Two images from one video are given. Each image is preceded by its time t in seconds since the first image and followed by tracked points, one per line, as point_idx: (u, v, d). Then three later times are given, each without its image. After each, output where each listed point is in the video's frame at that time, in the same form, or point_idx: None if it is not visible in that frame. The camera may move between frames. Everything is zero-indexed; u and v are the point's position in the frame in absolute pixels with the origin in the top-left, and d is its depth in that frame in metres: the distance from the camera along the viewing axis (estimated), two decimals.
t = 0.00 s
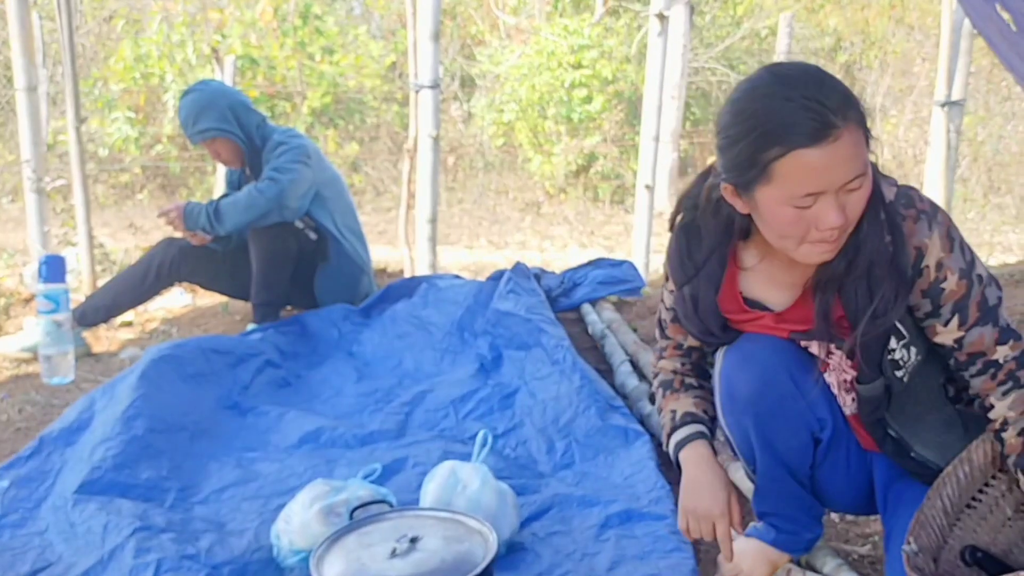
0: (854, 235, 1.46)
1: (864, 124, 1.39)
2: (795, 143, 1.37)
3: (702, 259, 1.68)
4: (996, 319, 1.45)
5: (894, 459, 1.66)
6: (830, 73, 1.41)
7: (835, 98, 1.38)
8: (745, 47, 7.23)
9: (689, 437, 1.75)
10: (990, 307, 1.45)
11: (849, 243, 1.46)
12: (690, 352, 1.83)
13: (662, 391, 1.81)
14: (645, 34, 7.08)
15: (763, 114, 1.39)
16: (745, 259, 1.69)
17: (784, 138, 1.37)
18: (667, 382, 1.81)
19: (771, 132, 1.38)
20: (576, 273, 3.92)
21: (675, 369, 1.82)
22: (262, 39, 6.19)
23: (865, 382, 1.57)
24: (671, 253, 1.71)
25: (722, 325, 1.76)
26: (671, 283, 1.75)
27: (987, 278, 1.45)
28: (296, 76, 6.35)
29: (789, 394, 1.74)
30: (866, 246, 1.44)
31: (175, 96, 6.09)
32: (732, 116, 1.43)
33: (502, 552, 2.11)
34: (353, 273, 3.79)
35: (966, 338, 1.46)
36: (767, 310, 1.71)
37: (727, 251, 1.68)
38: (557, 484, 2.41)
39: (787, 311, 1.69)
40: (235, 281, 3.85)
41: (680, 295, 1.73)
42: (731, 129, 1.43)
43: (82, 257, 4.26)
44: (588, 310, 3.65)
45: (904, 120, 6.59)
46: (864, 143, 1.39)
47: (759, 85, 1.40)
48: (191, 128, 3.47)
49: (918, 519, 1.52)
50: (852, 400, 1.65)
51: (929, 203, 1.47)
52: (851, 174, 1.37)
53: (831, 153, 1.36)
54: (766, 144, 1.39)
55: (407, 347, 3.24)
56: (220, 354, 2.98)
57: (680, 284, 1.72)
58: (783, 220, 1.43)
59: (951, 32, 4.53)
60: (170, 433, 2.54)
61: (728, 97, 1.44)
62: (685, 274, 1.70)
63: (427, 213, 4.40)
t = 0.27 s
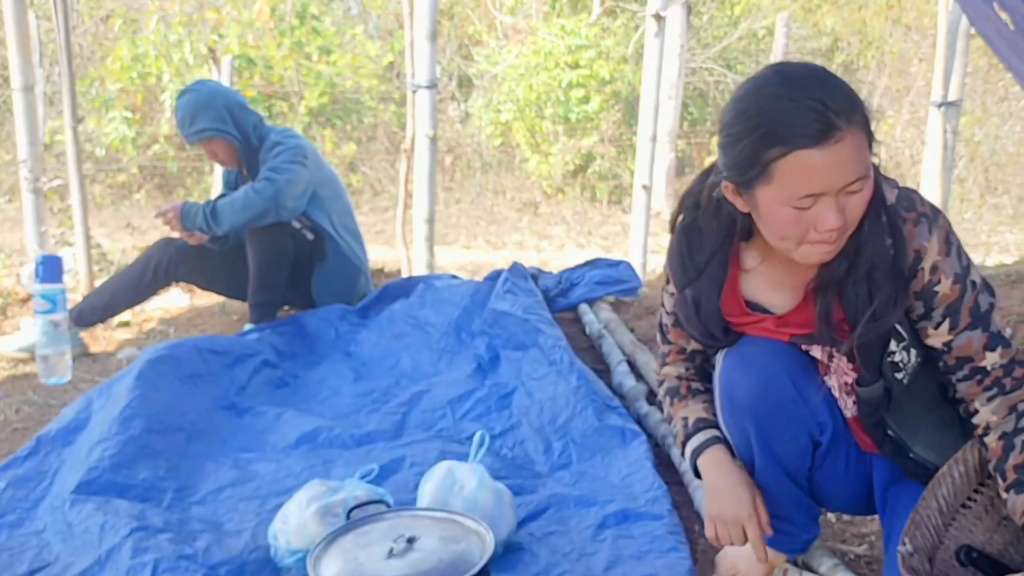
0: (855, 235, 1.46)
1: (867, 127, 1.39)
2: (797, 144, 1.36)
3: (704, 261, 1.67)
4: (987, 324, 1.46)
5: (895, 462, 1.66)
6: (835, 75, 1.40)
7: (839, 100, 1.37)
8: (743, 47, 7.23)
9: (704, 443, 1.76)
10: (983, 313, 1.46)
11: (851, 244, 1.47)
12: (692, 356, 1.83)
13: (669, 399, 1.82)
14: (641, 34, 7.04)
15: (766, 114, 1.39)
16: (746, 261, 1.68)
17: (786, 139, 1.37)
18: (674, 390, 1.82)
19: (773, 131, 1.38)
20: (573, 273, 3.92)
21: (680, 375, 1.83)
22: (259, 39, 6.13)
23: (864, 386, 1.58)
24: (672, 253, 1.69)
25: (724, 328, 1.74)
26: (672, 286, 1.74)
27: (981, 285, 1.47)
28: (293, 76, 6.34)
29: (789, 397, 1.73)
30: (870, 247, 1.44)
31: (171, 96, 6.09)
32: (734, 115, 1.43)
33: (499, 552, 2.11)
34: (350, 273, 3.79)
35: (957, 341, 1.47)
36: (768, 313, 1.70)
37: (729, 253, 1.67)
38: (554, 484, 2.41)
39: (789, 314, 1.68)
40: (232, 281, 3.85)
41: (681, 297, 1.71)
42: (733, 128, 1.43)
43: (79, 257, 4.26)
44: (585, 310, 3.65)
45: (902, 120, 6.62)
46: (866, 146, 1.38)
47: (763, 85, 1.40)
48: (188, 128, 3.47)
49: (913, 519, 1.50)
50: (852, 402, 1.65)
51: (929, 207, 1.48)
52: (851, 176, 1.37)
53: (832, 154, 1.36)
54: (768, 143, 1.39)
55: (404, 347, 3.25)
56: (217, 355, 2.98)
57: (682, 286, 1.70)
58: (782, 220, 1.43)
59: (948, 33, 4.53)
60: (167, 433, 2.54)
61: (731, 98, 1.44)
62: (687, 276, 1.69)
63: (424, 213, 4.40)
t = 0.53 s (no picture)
0: (818, 229, 1.52)
1: (819, 136, 1.44)
2: (737, 142, 1.43)
3: (692, 263, 1.67)
4: (1000, 290, 1.50)
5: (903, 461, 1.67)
6: (800, 82, 1.46)
7: (788, 106, 1.43)
8: (742, 48, 7.24)
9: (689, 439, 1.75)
10: (989, 280, 1.49)
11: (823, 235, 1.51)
12: (687, 364, 1.82)
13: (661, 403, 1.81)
14: (641, 34, 7.03)
15: (719, 111, 1.46)
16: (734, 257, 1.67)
17: (729, 136, 1.44)
18: (666, 394, 1.81)
19: (718, 128, 1.45)
20: (573, 274, 3.92)
21: (673, 381, 1.81)
22: (259, 39, 6.16)
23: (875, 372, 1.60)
24: (662, 258, 1.69)
25: (721, 329, 1.74)
26: (666, 290, 1.74)
27: (979, 252, 1.50)
28: (293, 76, 6.34)
29: (788, 400, 1.73)
30: (855, 233, 1.49)
31: (171, 96, 6.08)
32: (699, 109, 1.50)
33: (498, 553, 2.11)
34: (350, 274, 3.79)
35: (977, 314, 1.50)
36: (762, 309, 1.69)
37: (717, 250, 1.66)
38: (554, 485, 2.41)
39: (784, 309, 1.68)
40: (232, 281, 3.85)
41: (676, 301, 1.72)
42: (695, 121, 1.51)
43: (78, 258, 4.25)
44: (585, 311, 3.65)
45: (901, 121, 6.65)
46: (811, 153, 1.43)
47: (726, 84, 1.47)
48: (187, 129, 3.47)
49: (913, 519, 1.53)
50: (858, 400, 1.66)
51: (912, 187, 1.52)
52: (785, 180, 1.43)
53: (767, 156, 1.42)
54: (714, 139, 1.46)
55: (404, 347, 3.24)
56: (217, 355, 2.98)
57: (675, 289, 1.71)
58: (723, 213, 1.50)
59: (948, 34, 4.53)
60: (167, 433, 2.54)
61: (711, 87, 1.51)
62: (678, 280, 1.69)
63: (424, 213, 4.40)
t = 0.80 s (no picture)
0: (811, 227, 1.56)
1: (815, 125, 1.47)
2: (741, 137, 1.45)
3: (689, 265, 1.70)
4: (962, 314, 1.58)
5: (899, 459, 1.69)
6: (789, 76, 1.49)
7: (784, 98, 1.46)
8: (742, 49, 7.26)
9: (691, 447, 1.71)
10: (956, 301, 1.57)
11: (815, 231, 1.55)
12: (682, 378, 1.84)
13: (658, 420, 1.80)
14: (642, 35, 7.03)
15: (716, 108, 1.48)
16: (728, 260, 1.72)
17: (730, 132, 1.46)
18: (662, 412, 1.81)
19: (717, 124, 1.47)
20: (573, 275, 3.92)
21: (669, 398, 1.83)
22: (260, 40, 6.17)
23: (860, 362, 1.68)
24: (658, 262, 1.74)
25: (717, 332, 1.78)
26: (662, 295, 1.78)
27: (955, 271, 1.58)
28: (294, 77, 6.34)
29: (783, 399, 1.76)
30: (849, 233, 1.54)
31: (172, 97, 6.09)
32: (691, 110, 1.52)
33: (498, 554, 2.11)
34: (351, 275, 3.79)
35: (933, 330, 1.59)
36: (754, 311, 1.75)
37: (712, 253, 1.70)
38: (554, 486, 2.41)
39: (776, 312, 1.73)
40: (232, 282, 3.84)
41: (671, 305, 1.76)
42: (689, 122, 1.53)
43: (79, 259, 4.25)
44: (585, 312, 3.65)
45: (902, 122, 6.65)
46: (812, 142, 1.46)
47: (718, 83, 1.50)
48: (188, 129, 3.47)
49: (915, 519, 1.55)
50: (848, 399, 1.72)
51: (902, 197, 1.59)
52: (794, 170, 1.45)
53: (774, 147, 1.44)
54: (715, 136, 1.48)
55: (404, 348, 3.25)
56: (217, 356, 2.98)
57: (670, 293, 1.75)
58: (728, 209, 1.51)
59: (948, 35, 4.53)
60: (167, 434, 2.54)
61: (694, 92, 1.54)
62: (673, 284, 1.74)
63: (425, 214, 4.40)
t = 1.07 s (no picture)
0: (824, 227, 1.46)
1: (827, 119, 1.38)
2: (757, 136, 1.36)
3: (686, 267, 1.64)
4: (977, 312, 1.45)
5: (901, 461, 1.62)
6: (789, 69, 1.40)
7: (796, 92, 1.37)
8: (743, 48, 7.25)
9: (618, 443, 1.71)
10: (970, 300, 1.44)
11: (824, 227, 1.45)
12: (663, 368, 1.78)
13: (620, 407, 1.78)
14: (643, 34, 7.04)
15: (725, 109, 1.38)
16: (729, 265, 1.65)
17: (745, 132, 1.37)
18: (626, 400, 1.78)
19: (733, 125, 1.37)
20: (573, 274, 3.92)
21: (643, 386, 1.78)
22: (260, 40, 6.16)
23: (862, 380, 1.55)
24: (656, 261, 1.67)
25: (714, 333, 1.71)
26: (659, 292, 1.71)
27: (966, 270, 1.45)
28: (294, 77, 6.34)
29: (785, 401, 1.71)
30: (858, 238, 1.43)
31: (173, 97, 6.08)
32: (697, 114, 1.42)
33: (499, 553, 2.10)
34: (351, 274, 3.78)
35: (949, 331, 1.46)
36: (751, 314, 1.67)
37: (711, 256, 1.64)
38: (555, 485, 2.40)
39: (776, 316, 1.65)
40: (233, 281, 3.85)
41: (668, 305, 1.69)
42: (695, 127, 1.43)
43: (79, 258, 4.25)
44: (585, 311, 3.65)
45: (903, 122, 6.64)
46: (826, 136, 1.38)
47: (723, 82, 1.40)
48: (188, 128, 3.47)
49: (917, 519, 1.54)
50: (849, 400, 1.66)
51: (905, 197, 1.47)
52: (816, 166, 1.36)
53: (793, 146, 1.35)
54: (729, 138, 1.38)
55: (404, 348, 3.24)
56: (218, 355, 2.98)
57: (667, 293, 1.68)
58: (747, 213, 1.42)
59: (950, 34, 4.53)
60: (167, 433, 2.53)
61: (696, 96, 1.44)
62: (671, 285, 1.67)
63: (425, 214, 4.40)
